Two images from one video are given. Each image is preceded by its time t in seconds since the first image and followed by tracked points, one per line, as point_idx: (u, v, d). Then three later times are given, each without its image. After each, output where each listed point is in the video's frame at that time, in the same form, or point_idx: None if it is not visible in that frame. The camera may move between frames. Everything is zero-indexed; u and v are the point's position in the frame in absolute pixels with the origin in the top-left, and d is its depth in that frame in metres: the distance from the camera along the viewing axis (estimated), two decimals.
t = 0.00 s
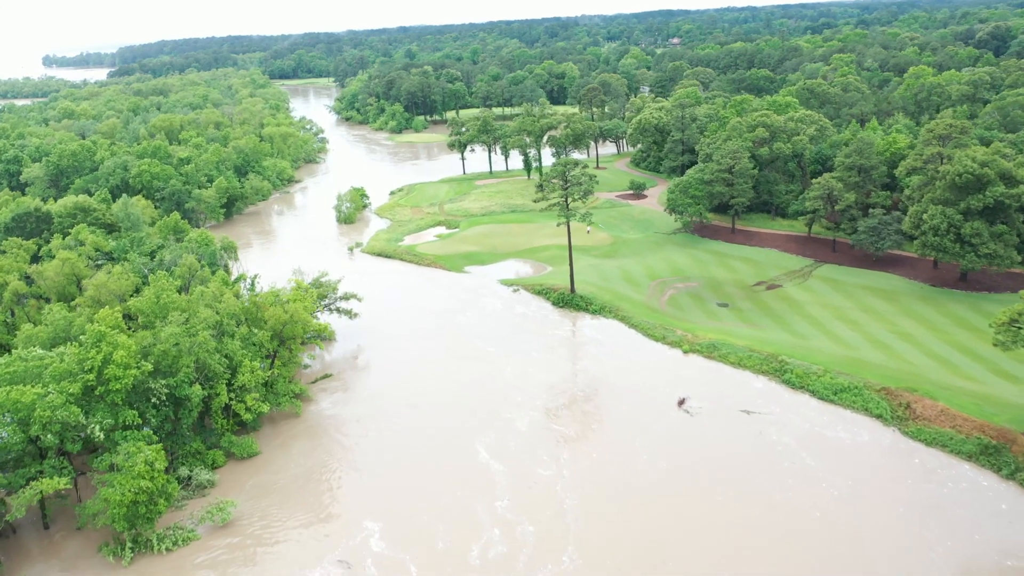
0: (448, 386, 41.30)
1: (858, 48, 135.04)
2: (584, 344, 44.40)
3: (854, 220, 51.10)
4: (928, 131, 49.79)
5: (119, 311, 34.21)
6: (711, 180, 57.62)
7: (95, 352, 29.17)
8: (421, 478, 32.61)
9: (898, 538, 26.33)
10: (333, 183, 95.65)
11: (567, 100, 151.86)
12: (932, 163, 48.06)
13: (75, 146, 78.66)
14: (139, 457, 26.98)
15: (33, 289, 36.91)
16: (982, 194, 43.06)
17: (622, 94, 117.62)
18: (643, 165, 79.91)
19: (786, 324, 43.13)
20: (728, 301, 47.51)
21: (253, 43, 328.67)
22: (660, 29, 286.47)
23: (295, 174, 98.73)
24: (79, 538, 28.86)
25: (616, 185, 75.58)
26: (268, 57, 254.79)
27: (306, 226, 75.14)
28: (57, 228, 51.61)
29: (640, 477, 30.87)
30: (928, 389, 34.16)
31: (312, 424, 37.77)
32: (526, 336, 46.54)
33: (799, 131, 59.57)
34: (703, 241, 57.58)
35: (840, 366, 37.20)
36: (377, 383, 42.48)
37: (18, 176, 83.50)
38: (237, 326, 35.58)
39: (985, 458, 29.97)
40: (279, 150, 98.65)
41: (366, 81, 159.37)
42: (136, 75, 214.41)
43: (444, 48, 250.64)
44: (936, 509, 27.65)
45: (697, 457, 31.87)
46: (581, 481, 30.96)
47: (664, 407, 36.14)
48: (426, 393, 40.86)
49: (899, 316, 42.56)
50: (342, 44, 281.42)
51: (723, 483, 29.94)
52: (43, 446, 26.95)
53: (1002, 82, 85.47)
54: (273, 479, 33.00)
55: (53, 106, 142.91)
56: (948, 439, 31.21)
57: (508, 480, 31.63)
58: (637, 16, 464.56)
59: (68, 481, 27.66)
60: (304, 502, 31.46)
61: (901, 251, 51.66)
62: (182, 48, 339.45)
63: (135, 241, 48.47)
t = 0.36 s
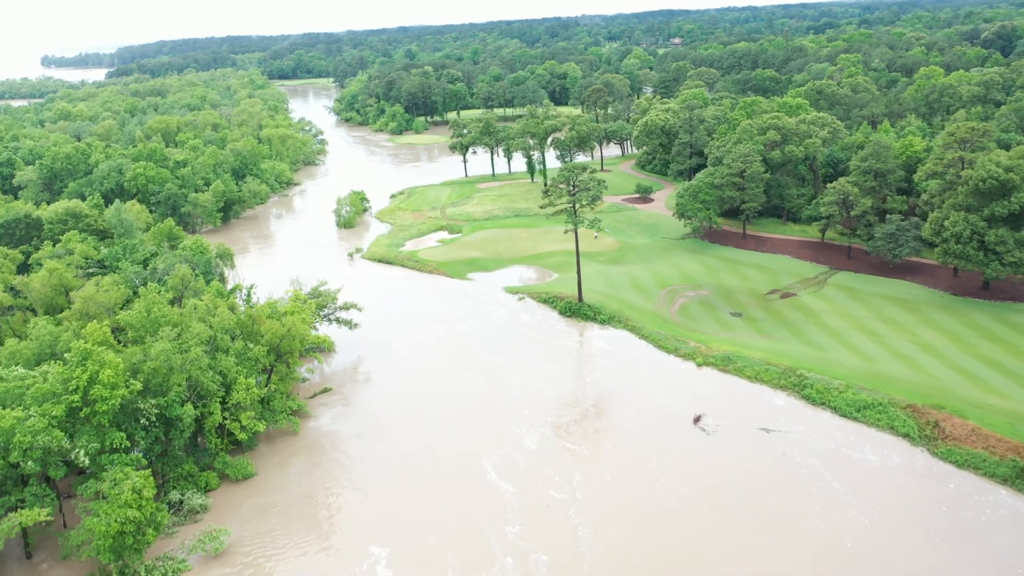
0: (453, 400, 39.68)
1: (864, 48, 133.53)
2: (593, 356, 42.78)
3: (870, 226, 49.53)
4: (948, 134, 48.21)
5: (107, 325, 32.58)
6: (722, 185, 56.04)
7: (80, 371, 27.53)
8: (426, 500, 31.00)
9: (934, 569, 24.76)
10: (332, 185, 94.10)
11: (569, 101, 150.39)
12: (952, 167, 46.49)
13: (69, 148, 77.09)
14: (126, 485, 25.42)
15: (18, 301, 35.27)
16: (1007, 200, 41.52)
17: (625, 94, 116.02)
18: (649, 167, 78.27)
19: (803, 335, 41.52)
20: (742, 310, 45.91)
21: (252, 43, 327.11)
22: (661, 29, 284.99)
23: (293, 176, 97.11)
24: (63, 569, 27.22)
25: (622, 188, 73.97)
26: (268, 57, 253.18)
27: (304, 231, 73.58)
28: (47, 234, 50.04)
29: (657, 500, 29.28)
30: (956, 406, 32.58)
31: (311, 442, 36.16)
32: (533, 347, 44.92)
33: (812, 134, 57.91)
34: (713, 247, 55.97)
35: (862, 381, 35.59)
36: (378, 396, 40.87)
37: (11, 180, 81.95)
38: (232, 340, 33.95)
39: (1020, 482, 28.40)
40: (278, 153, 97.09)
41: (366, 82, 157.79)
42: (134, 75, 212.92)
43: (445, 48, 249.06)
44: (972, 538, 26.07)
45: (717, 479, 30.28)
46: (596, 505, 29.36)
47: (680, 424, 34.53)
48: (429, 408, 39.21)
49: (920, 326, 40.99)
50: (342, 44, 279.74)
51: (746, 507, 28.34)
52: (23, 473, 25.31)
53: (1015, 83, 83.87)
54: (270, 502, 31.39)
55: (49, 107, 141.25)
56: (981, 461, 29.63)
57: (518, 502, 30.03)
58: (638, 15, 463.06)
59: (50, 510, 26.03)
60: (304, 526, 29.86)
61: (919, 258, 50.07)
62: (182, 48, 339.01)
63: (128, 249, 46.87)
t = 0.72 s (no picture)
0: (457, 414, 38.21)
1: (870, 48, 131.94)
2: (602, 367, 41.32)
3: (885, 231, 48.07)
4: (967, 137, 46.71)
5: (96, 339, 31.11)
6: (732, 190, 54.53)
7: (65, 390, 26.05)
8: (430, 521, 29.51)
9: None
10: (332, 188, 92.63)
11: (571, 102, 148.93)
12: (971, 172, 45.03)
13: (64, 151, 75.64)
14: (111, 512, 23.96)
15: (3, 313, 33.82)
16: None
17: (629, 95, 114.66)
18: (655, 170, 76.88)
19: (819, 346, 40.08)
20: (755, 319, 44.47)
21: (252, 43, 325.71)
22: (663, 28, 283.29)
23: (292, 178, 95.64)
24: None
25: (627, 191, 72.57)
26: (267, 57, 251.70)
27: (303, 235, 72.11)
28: (37, 240, 48.58)
29: (674, 523, 27.75)
30: (984, 422, 31.13)
31: (310, 458, 34.69)
32: (539, 357, 43.45)
33: (823, 137, 56.48)
34: (723, 252, 54.52)
35: (883, 395, 34.12)
36: (379, 410, 39.40)
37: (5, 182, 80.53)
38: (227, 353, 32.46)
39: None
40: (276, 154, 95.58)
41: (366, 82, 156.24)
42: (133, 75, 211.48)
43: (445, 48, 247.43)
44: (1010, 568, 24.55)
45: (736, 500, 28.79)
46: (609, 528, 27.89)
47: (695, 440, 33.02)
48: (433, 421, 37.74)
49: (941, 337, 39.54)
50: (342, 44, 278.32)
51: (768, 533, 26.82)
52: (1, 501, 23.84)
53: None
54: (266, 524, 29.94)
55: (46, 108, 139.72)
56: (1014, 484, 28.12)
57: (528, 525, 28.52)
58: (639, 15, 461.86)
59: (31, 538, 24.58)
60: (302, 550, 28.36)
61: (936, 264, 48.56)
62: (182, 48, 337.58)
63: (120, 256, 45.37)
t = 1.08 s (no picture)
0: (462, 429, 36.61)
1: (877, 47, 130.19)
2: (613, 379, 39.69)
3: (905, 238, 46.44)
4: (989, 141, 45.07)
5: (81, 357, 29.41)
6: (744, 195, 52.92)
7: (45, 414, 24.43)
8: (436, 548, 27.87)
9: None
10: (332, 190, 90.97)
11: (574, 102, 147.28)
12: (995, 177, 43.39)
13: (58, 153, 73.98)
14: (94, 546, 22.31)
15: None
16: None
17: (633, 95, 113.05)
18: (662, 173, 75.22)
19: (839, 358, 38.49)
20: (770, 330, 42.89)
21: (252, 42, 323.92)
22: (664, 28, 281.49)
23: (291, 180, 94.02)
24: None
25: (634, 194, 70.95)
26: (267, 56, 249.97)
27: (302, 239, 70.45)
28: (26, 247, 46.94)
29: (696, 553, 26.11)
30: (1018, 442, 29.55)
31: (308, 478, 33.06)
32: (547, 369, 41.84)
33: (837, 140, 54.92)
34: (734, 259, 52.89)
35: (910, 413, 32.51)
36: (381, 425, 37.77)
37: None
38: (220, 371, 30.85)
39: None
40: (275, 156, 93.89)
41: (367, 81, 154.54)
42: (132, 75, 209.68)
43: (446, 47, 245.67)
44: None
45: (761, 527, 27.13)
46: (627, 557, 26.24)
47: (714, 461, 31.39)
48: (437, 437, 36.14)
49: (966, 349, 37.95)
50: (342, 44, 276.49)
51: (797, 564, 25.16)
52: None
53: None
54: (262, 550, 28.32)
55: (42, 108, 137.96)
56: None
57: (540, 553, 26.88)
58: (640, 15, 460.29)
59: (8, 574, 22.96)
60: None
61: (957, 272, 46.93)
62: (181, 48, 335.85)
63: (111, 264, 43.66)
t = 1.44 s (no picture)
0: (468, 445, 34.98)
1: (884, 47, 128.43)
2: (625, 392, 38.03)
3: (925, 245, 44.80)
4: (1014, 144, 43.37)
5: (66, 375, 27.85)
6: (756, 199, 51.14)
7: (23, 439, 22.78)
8: None
9: None
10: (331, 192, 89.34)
11: (576, 102, 145.63)
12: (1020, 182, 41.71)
13: (51, 154, 72.37)
14: None
15: None
16: None
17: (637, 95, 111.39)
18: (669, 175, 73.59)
19: (860, 372, 36.84)
20: (786, 340, 41.29)
21: (252, 41, 322.14)
22: (666, 28, 279.48)
23: (290, 182, 92.42)
24: None
25: (641, 197, 69.32)
26: (267, 56, 248.22)
27: (301, 243, 68.83)
28: (15, 253, 45.43)
29: None
30: None
31: (307, 499, 31.44)
32: (555, 381, 40.22)
33: (852, 143, 53.33)
34: (747, 266, 51.27)
35: (939, 432, 30.88)
36: (383, 441, 36.12)
37: None
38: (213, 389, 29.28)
39: None
40: (274, 157, 92.28)
41: (367, 81, 152.83)
42: (132, 74, 208.11)
43: (446, 46, 243.93)
44: None
45: (789, 557, 25.54)
46: None
47: (736, 483, 29.77)
48: (441, 454, 34.53)
49: (994, 363, 36.32)
50: (342, 43, 274.68)
51: None
52: None
53: None
54: None
55: (39, 108, 136.32)
56: None
57: None
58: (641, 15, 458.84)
59: None
60: None
61: (978, 281, 45.30)
62: (181, 47, 334.70)
63: (102, 273, 42.13)
